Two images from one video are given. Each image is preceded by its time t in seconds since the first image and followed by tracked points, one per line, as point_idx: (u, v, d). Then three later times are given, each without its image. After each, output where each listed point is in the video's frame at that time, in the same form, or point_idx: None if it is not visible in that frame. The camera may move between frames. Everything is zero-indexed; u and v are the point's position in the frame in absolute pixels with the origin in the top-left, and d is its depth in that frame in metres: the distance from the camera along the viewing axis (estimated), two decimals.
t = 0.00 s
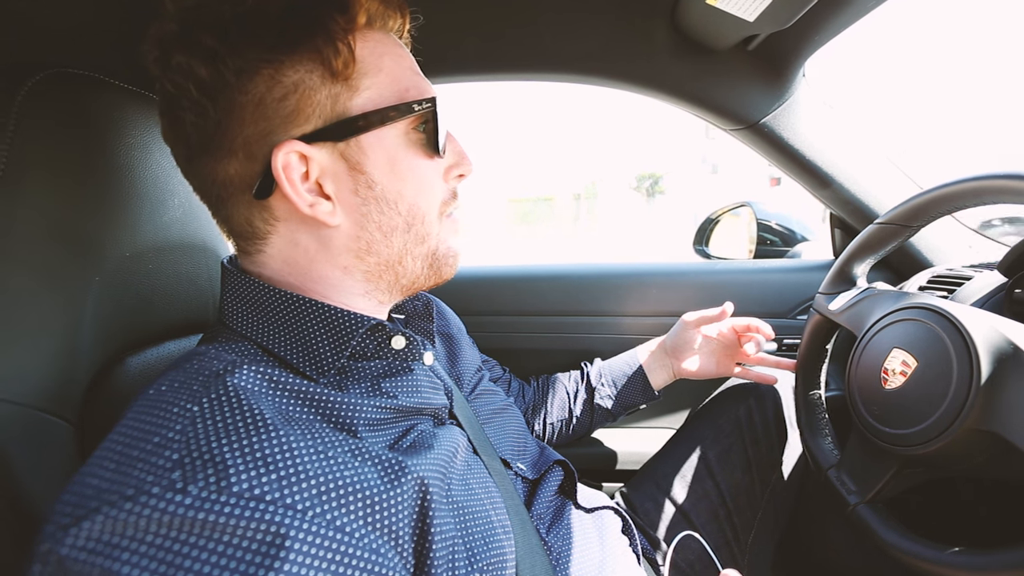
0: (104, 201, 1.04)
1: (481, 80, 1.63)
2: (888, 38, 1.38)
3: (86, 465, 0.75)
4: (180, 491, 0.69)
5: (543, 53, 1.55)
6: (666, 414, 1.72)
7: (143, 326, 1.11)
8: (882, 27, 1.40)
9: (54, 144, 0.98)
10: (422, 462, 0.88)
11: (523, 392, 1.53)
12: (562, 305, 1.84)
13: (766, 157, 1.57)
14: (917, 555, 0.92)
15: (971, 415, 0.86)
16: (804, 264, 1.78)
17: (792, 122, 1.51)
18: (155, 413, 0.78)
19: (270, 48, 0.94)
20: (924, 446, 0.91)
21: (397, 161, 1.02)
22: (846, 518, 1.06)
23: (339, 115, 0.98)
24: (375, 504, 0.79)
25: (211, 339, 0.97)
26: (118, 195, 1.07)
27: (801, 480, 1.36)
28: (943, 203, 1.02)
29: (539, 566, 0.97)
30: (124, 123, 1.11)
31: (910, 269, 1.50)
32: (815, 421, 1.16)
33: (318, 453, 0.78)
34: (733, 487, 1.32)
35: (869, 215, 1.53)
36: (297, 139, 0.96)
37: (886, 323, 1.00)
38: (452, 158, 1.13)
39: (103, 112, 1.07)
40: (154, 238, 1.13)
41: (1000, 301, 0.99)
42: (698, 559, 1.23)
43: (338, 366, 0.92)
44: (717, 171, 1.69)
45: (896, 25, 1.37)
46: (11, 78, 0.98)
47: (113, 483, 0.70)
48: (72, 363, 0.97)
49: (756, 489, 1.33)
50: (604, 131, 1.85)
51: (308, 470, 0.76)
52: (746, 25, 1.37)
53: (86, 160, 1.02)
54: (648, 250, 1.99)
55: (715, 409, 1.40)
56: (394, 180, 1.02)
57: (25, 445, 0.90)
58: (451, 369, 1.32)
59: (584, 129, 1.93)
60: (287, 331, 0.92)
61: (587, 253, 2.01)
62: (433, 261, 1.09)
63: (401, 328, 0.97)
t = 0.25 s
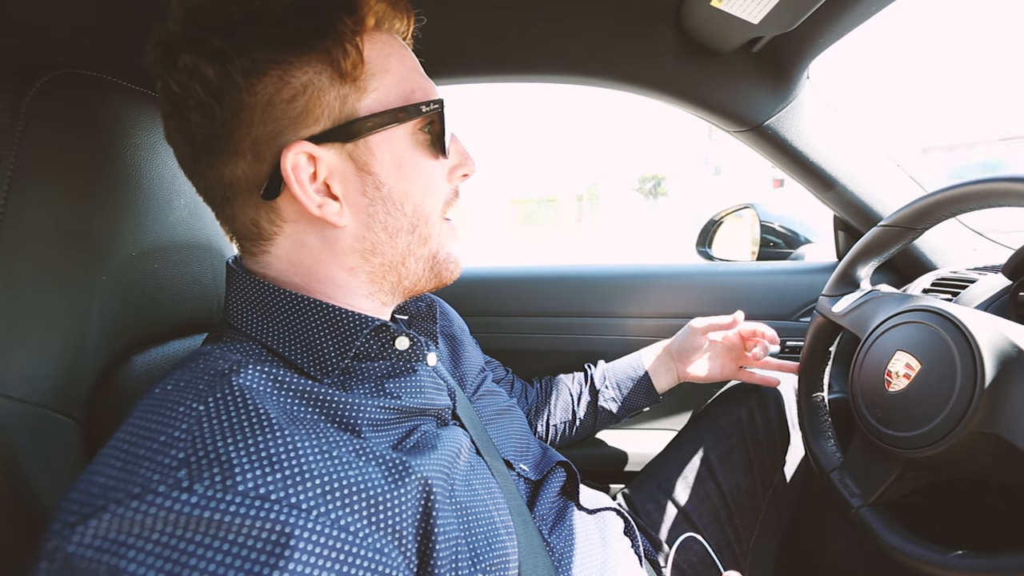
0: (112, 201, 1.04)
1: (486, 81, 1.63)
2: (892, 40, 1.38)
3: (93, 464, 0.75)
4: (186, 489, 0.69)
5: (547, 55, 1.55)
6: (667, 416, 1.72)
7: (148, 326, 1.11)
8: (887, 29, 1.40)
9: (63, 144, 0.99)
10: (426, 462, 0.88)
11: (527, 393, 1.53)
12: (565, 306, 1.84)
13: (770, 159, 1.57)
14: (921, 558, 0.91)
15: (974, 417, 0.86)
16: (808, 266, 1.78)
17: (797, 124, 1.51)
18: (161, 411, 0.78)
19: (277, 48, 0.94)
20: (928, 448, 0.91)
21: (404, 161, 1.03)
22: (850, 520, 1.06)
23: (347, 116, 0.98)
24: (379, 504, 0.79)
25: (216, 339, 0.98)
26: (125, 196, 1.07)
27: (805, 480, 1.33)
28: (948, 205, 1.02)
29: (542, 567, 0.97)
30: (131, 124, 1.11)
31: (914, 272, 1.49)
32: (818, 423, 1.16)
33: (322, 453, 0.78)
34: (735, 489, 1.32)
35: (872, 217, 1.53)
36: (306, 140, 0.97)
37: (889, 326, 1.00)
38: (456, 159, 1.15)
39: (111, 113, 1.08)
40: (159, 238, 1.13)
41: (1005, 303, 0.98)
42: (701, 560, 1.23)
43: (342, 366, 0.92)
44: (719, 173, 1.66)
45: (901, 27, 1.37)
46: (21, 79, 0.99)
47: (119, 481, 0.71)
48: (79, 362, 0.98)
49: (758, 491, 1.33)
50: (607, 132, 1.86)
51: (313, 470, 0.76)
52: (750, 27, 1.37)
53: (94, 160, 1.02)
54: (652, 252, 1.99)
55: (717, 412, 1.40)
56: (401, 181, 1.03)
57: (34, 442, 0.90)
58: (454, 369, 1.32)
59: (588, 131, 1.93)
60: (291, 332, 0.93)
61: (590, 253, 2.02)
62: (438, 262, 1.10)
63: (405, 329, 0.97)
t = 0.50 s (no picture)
0: (113, 201, 1.04)
1: (486, 82, 1.63)
2: (893, 41, 1.38)
3: (93, 463, 0.75)
4: (187, 489, 0.69)
5: (548, 55, 1.55)
6: (667, 416, 1.72)
7: (149, 326, 1.11)
8: (888, 30, 1.40)
9: (65, 144, 0.98)
10: (426, 463, 0.88)
11: (527, 394, 1.53)
12: (565, 307, 1.84)
13: (771, 160, 1.57)
14: (921, 559, 0.91)
15: (976, 419, 0.86)
16: (808, 267, 1.78)
17: (798, 125, 1.51)
18: (162, 411, 0.78)
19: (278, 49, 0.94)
20: (929, 449, 0.91)
21: (407, 161, 1.03)
22: (850, 522, 1.06)
23: (349, 116, 0.98)
24: (379, 504, 0.79)
25: (216, 339, 0.98)
26: (126, 196, 1.07)
27: (805, 480, 1.35)
28: (949, 206, 1.02)
29: (541, 568, 0.97)
30: (132, 124, 1.11)
31: (915, 273, 1.49)
32: (819, 424, 1.16)
33: (323, 454, 0.78)
34: (735, 490, 1.32)
35: (874, 217, 1.53)
36: (309, 141, 0.97)
37: (891, 327, 1.00)
38: (458, 157, 1.15)
39: (112, 113, 1.08)
40: (160, 238, 1.13)
41: (1006, 305, 0.99)
42: (702, 562, 1.22)
43: (343, 366, 0.92)
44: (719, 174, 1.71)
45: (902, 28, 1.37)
46: (23, 78, 0.97)
47: (120, 481, 0.71)
48: (79, 361, 0.98)
49: (758, 491, 1.33)
50: (607, 133, 1.86)
51: (314, 470, 0.76)
52: (751, 28, 1.37)
53: (95, 160, 1.02)
54: (652, 253, 1.99)
55: (719, 411, 1.40)
56: (403, 180, 1.03)
57: (35, 442, 0.90)
58: (454, 369, 1.32)
59: (588, 132, 1.93)
60: (292, 332, 0.93)
61: (590, 254, 2.02)
62: (441, 261, 1.10)
63: (406, 329, 0.97)
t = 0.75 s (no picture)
0: (112, 201, 1.04)
1: (486, 82, 1.64)
2: (892, 42, 1.38)
3: (96, 461, 0.75)
4: (189, 487, 0.70)
5: (548, 55, 1.56)
6: (668, 416, 1.72)
7: (148, 326, 1.11)
8: (887, 31, 1.40)
9: (65, 143, 0.98)
10: (427, 461, 0.89)
11: (526, 393, 1.53)
12: (565, 306, 1.84)
13: (771, 160, 1.57)
14: (920, 560, 0.91)
15: (975, 419, 0.86)
16: (808, 267, 1.78)
17: (797, 125, 1.51)
18: (164, 409, 0.79)
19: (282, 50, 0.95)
20: (928, 450, 0.91)
21: (352, 153, 0.98)
22: (849, 522, 1.06)
23: (294, 109, 0.98)
24: (380, 502, 0.79)
25: (217, 338, 0.98)
26: (127, 196, 1.07)
27: (804, 480, 1.37)
28: (948, 206, 1.02)
29: (541, 567, 0.97)
30: (133, 124, 1.12)
31: (914, 273, 1.50)
32: (818, 424, 1.16)
33: (325, 452, 0.78)
34: (734, 491, 1.32)
35: (873, 218, 1.53)
36: (254, 138, 0.99)
37: (890, 327, 1.00)
38: (434, 151, 1.05)
39: (113, 113, 1.08)
40: (160, 238, 1.13)
41: (1005, 305, 0.99)
42: (701, 562, 1.23)
43: (344, 364, 0.93)
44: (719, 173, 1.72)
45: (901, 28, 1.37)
46: (23, 77, 0.97)
47: (123, 479, 0.71)
48: (79, 360, 0.98)
49: (757, 492, 1.34)
50: (607, 133, 1.86)
51: (315, 468, 0.76)
52: (751, 28, 1.37)
53: (94, 160, 1.02)
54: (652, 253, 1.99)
55: (720, 413, 1.39)
56: (348, 174, 0.98)
57: (35, 442, 0.90)
58: (455, 368, 1.32)
59: (588, 132, 1.93)
60: (293, 330, 0.93)
61: (590, 254, 2.02)
62: (406, 262, 1.02)
63: (406, 327, 0.97)
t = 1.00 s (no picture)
0: (111, 200, 1.05)
1: (486, 79, 1.64)
2: (893, 39, 1.38)
3: (100, 456, 0.75)
4: (195, 481, 0.70)
5: (549, 53, 1.56)
6: (670, 414, 1.72)
7: (148, 324, 1.12)
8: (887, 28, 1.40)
9: (63, 143, 0.99)
10: (431, 454, 0.89)
11: (527, 391, 1.53)
12: (565, 303, 1.84)
13: (771, 158, 1.57)
14: (922, 557, 0.92)
15: (977, 415, 0.86)
16: (809, 265, 1.78)
17: (798, 122, 1.51)
18: (168, 404, 0.79)
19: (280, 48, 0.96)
20: (930, 447, 0.92)
21: (285, 156, 0.96)
22: (850, 519, 1.06)
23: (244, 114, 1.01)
24: (384, 496, 0.79)
25: (219, 334, 0.98)
26: (126, 194, 1.08)
27: (807, 476, 1.37)
28: (949, 203, 1.02)
29: (542, 563, 0.98)
30: (133, 123, 1.12)
31: (916, 270, 1.50)
32: (819, 422, 1.16)
33: (328, 445, 0.79)
34: (737, 490, 1.32)
35: (874, 215, 1.54)
36: (223, 150, 1.03)
37: (891, 324, 1.00)
38: (376, 145, 0.99)
39: (111, 112, 1.08)
40: (161, 236, 1.14)
41: (1007, 302, 0.99)
42: (702, 559, 1.23)
43: (347, 357, 0.93)
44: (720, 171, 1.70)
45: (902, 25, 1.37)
46: (20, 76, 0.98)
47: (128, 473, 0.71)
48: (78, 359, 0.98)
49: (761, 489, 1.34)
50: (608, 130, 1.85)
51: (319, 462, 0.76)
52: (751, 25, 1.37)
53: (93, 159, 1.03)
54: (653, 250, 1.99)
55: (718, 411, 1.42)
56: (284, 178, 0.96)
57: (35, 440, 0.90)
58: (459, 363, 1.33)
59: (589, 129, 1.93)
60: (296, 325, 0.93)
61: (591, 252, 2.02)
62: (355, 264, 0.98)
63: (410, 319, 0.97)
